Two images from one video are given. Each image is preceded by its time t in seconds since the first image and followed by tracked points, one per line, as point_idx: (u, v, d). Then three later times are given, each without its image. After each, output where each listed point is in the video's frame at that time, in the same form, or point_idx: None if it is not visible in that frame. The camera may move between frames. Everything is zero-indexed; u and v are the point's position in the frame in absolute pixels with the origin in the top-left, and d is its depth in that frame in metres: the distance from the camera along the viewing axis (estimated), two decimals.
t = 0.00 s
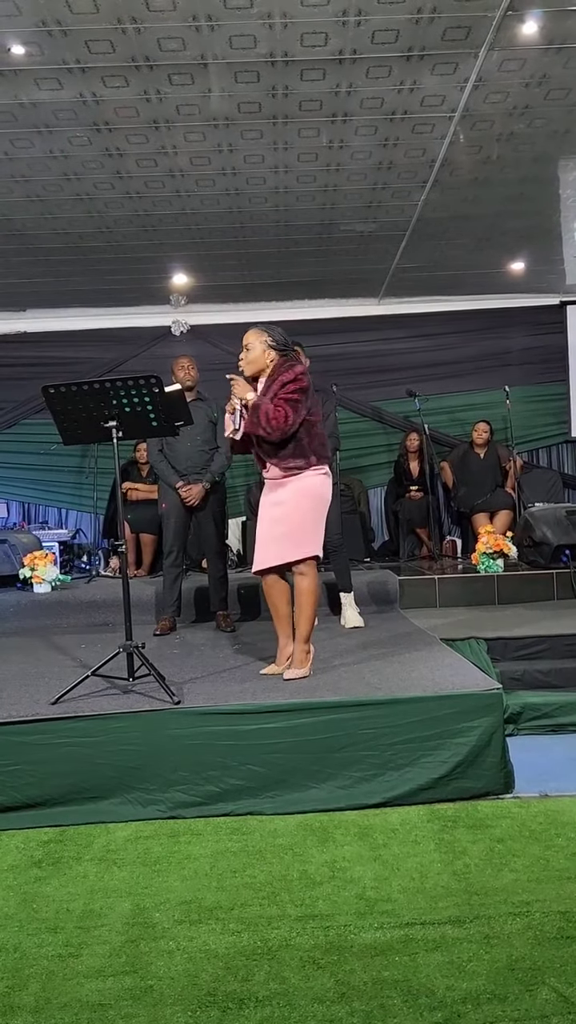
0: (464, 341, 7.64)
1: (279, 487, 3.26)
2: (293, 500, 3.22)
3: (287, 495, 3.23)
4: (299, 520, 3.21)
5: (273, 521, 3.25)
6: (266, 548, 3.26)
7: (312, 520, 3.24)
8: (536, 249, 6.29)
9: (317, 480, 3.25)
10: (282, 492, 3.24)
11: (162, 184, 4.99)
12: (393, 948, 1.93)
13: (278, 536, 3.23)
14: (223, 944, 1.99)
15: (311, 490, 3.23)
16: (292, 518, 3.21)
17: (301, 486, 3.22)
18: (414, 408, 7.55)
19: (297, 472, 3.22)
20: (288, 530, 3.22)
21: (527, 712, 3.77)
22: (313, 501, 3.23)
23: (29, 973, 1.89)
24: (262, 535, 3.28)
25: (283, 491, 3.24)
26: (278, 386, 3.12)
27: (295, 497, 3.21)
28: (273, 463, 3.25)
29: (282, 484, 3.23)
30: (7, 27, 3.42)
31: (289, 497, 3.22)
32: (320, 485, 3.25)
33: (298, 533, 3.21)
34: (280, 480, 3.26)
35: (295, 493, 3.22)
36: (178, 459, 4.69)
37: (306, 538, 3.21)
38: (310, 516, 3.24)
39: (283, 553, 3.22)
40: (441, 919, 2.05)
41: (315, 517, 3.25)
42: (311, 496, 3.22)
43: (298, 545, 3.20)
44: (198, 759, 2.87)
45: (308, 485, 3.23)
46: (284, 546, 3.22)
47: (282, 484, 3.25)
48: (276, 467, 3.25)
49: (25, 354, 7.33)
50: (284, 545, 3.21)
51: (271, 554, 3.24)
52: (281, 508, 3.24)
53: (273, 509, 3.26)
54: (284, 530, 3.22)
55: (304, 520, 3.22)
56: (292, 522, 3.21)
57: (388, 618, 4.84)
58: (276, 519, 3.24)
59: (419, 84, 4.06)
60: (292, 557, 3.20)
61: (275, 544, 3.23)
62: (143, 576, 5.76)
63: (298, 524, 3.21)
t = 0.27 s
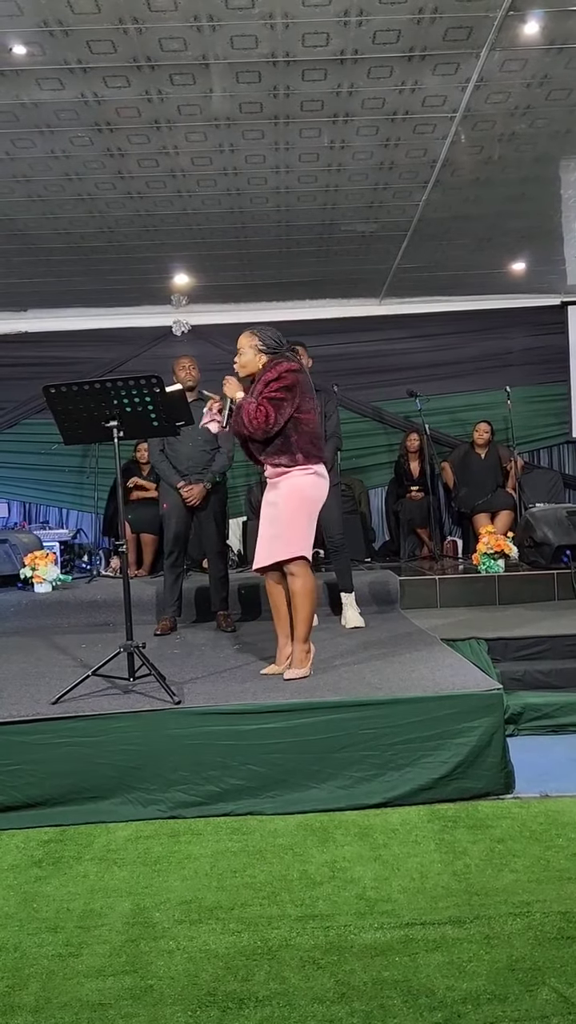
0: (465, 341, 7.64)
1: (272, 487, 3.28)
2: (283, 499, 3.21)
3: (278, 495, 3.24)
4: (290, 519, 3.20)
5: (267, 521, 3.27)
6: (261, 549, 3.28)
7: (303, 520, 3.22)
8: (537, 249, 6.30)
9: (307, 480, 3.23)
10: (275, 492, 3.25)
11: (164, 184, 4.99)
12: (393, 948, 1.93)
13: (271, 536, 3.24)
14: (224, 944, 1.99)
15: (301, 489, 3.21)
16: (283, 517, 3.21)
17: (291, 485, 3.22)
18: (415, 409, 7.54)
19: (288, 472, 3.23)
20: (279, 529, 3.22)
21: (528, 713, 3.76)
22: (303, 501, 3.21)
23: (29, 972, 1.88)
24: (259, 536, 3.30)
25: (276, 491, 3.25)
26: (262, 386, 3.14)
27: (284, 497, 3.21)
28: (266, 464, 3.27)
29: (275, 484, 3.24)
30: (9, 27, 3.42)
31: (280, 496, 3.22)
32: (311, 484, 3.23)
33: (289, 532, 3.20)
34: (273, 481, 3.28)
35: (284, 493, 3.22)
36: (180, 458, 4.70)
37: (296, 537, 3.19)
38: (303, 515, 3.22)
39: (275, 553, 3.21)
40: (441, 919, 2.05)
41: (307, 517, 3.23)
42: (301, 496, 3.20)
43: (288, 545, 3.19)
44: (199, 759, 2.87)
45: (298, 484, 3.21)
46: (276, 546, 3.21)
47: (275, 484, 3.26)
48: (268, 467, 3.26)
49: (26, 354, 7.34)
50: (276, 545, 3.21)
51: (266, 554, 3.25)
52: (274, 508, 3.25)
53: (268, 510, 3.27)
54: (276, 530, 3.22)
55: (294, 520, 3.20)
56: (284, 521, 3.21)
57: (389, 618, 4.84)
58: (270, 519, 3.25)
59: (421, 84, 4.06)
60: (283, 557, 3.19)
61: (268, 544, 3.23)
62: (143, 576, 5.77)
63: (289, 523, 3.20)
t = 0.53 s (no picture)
0: (466, 342, 7.64)
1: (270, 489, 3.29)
2: (277, 500, 3.22)
3: (273, 496, 3.25)
4: (285, 519, 3.20)
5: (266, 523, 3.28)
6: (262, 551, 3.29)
7: (299, 521, 3.21)
8: (538, 250, 6.30)
9: (302, 479, 3.22)
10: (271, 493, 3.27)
11: (165, 185, 4.99)
12: (393, 949, 1.93)
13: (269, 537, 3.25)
14: (224, 944, 1.98)
15: (295, 489, 3.21)
16: (279, 517, 3.21)
17: (285, 485, 3.22)
18: (415, 409, 7.54)
19: (283, 472, 3.24)
20: (275, 530, 3.22)
21: (528, 713, 3.76)
22: (297, 500, 3.20)
23: (30, 972, 1.89)
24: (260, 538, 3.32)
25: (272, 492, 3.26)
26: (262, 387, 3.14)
27: (279, 497, 3.22)
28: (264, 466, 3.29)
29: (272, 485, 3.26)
30: (10, 27, 3.43)
31: (276, 497, 3.23)
32: (305, 483, 3.23)
33: (285, 532, 3.19)
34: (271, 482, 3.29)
35: (279, 493, 3.22)
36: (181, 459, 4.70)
37: (291, 537, 3.19)
38: (299, 516, 3.22)
39: (272, 554, 3.22)
40: (442, 920, 2.05)
41: (302, 517, 3.23)
42: (295, 495, 3.20)
43: (284, 545, 3.18)
44: (200, 759, 2.87)
45: (292, 484, 3.21)
46: (272, 546, 3.22)
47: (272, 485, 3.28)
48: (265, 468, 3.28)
49: (27, 354, 7.34)
50: (273, 546, 3.22)
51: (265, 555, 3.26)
52: (272, 509, 3.26)
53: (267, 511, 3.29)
54: (273, 530, 3.23)
55: (290, 520, 3.20)
56: (280, 522, 3.21)
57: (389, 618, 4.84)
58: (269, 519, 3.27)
59: (422, 84, 4.06)
60: (279, 557, 3.19)
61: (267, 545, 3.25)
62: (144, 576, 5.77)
63: (286, 523, 3.20)
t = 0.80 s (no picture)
0: (467, 342, 7.64)
1: (273, 489, 3.29)
2: (279, 499, 3.23)
3: (275, 496, 3.26)
4: (288, 519, 3.21)
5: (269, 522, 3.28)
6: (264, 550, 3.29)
7: (301, 520, 3.22)
8: (539, 250, 6.30)
9: (304, 480, 3.23)
10: (274, 493, 3.26)
11: (167, 185, 4.99)
12: (393, 948, 1.93)
13: (271, 537, 3.25)
14: (225, 944, 1.99)
15: (297, 489, 3.22)
16: (282, 517, 3.22)
17: (289, 485, 3.22)
18: (416, 409, 7.55)
19: (285, 472, 3.24)
20: (278, 530, 3.22)
21: (529, 713, 3.77)
22: (299, 500, 3.21)
23: (31, 971, 1.89)
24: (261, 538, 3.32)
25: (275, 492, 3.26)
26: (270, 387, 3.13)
27: (281, 497, 3.22)
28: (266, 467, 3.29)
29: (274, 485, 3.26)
30: (12, 27, 3.43)
31: (279, 497, 3.23)
32: (308, 483, 3.24)
33: (288, 532, 3.20)
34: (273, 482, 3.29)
35: (281, 493, 3.23)
36: (182, 458, 4.70)
37: (293, 537, 3.19)
38: (302, 515, 3.22)
39: (274, 553, 3.22)
40: (442, 919, 2.06)
41: (304, 517, 3.23)
42: (297, 495, 3.21)
43: (286, 545, 3.19)
44: (200, 758, 2.88)
45: (295, 484, 3.22)
46: (274, 546, 3.22)
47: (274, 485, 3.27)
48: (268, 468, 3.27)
49: (28, 353, 7.34)
50: (276, 545, 3.22)
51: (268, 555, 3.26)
52: (274, 508, 3.26)
53: (269, 511, 3.29)
54: (276, 530, 3.23)
55: (292, 520, 3.21)
56: (282, 521, 3.22)
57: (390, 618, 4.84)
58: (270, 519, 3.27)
59: (424, 85, 4.06)
60: (281, 557, 3.19)
61: (270, 545, 3.25)
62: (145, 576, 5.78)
63: (289, 523, 3.21)
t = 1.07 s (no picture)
0: (468, 342, 7.64)
1: (276, 488, 3.27)
2: (283, 499, 3.22)
3: (279, 495, 3.24)
4: (292, 519, 3.20)
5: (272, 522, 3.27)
6: (266, 550, 3.29)
7: (305, 520, 3.22)
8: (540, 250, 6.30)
9: (308, 480, 3.23)
10: (279, 493, 3.25)
11: (168, 185, 5.00)
12: (394, 948, 1.93)
13: (275, 537, 3.24)
14: (225, 943, 1.99)
15: (302, 489, 3.21)
16: (287, 517, 3.21)
17: (294, 485, 3.21)
18: (417, 409, 7.55)
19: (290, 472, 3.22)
20: (283, 530, 3.22)
21: (529, 713, 3.77)
22: (303, 501, 3.21)
23: (31, 971, 1.89)
24: (264, 537, 3.31)
25: (279, 492, 3.24)
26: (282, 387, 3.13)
27: (285, 497, 3.21)
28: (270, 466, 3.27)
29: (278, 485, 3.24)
30: (14, 27, 3.44)
31: (283, 497, 3.22)
32: (312, 483, 3.23)
33: (293, 532, 3.20)
34: (276, 481, 3.27)
35: (286, 493, 3.21)
36: (182, 458, 4.70)
37: (297, 537, 3.19)
38: (306, 515, 3.22)
39: (277, 553, 3.23)
40: (442, 919, 2.06)
41: (309, 517, 3.23)
42: (301, 496, 3.21)
43: (289, 545, 3.19)
44: (201, 758, 2.88)
45: (299, 484, 3.21)
46: (278, 546, 3.22)
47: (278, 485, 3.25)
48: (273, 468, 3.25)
49: (30, 353, 7.35)
50: (281, 546, 3.22)
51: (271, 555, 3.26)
52: (277, 508, 3.25)
53: (272, 510, 3.27)
54: (280, 530, 3.22)
55: (297, 520, 3.20)
56: (287, 521, 3.21)
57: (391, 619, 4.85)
58: (273, 518, 3.26)
59: (425, 85, 4.06)
60: (285, 557, 3.20)
61: (273, 545, 3.25)
62: (146, 575, 5.78)
63: (293, 523, 3.20)
